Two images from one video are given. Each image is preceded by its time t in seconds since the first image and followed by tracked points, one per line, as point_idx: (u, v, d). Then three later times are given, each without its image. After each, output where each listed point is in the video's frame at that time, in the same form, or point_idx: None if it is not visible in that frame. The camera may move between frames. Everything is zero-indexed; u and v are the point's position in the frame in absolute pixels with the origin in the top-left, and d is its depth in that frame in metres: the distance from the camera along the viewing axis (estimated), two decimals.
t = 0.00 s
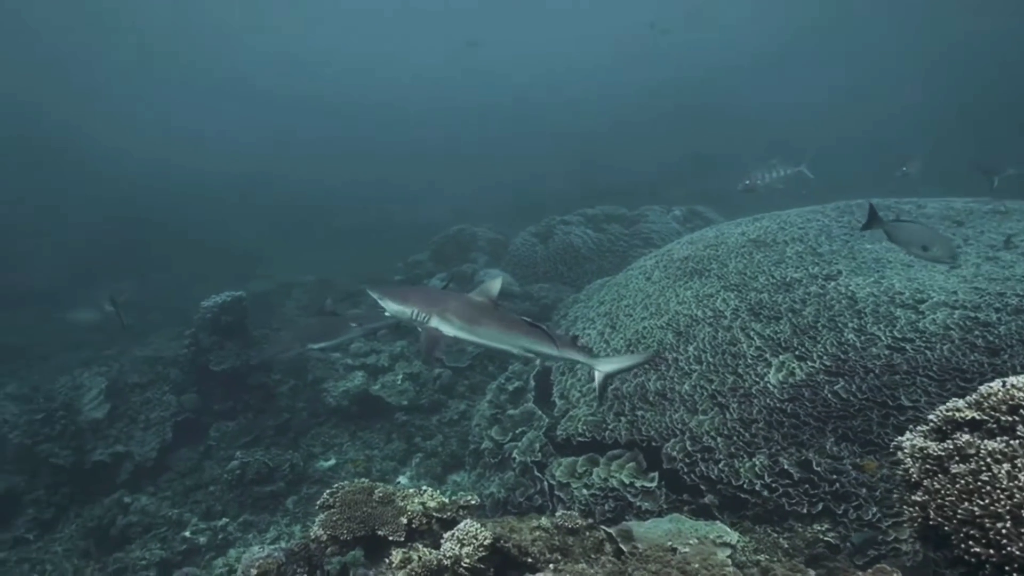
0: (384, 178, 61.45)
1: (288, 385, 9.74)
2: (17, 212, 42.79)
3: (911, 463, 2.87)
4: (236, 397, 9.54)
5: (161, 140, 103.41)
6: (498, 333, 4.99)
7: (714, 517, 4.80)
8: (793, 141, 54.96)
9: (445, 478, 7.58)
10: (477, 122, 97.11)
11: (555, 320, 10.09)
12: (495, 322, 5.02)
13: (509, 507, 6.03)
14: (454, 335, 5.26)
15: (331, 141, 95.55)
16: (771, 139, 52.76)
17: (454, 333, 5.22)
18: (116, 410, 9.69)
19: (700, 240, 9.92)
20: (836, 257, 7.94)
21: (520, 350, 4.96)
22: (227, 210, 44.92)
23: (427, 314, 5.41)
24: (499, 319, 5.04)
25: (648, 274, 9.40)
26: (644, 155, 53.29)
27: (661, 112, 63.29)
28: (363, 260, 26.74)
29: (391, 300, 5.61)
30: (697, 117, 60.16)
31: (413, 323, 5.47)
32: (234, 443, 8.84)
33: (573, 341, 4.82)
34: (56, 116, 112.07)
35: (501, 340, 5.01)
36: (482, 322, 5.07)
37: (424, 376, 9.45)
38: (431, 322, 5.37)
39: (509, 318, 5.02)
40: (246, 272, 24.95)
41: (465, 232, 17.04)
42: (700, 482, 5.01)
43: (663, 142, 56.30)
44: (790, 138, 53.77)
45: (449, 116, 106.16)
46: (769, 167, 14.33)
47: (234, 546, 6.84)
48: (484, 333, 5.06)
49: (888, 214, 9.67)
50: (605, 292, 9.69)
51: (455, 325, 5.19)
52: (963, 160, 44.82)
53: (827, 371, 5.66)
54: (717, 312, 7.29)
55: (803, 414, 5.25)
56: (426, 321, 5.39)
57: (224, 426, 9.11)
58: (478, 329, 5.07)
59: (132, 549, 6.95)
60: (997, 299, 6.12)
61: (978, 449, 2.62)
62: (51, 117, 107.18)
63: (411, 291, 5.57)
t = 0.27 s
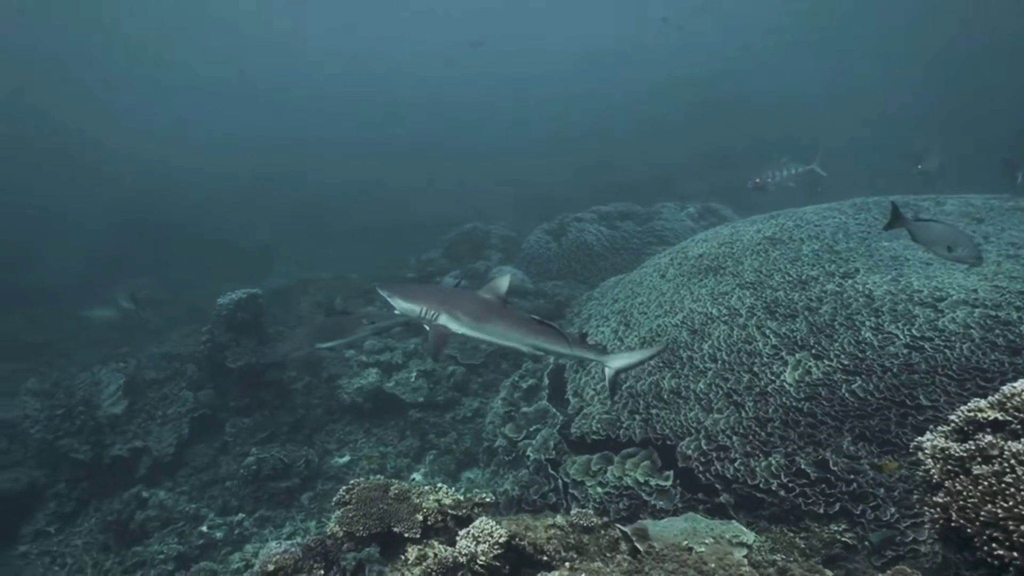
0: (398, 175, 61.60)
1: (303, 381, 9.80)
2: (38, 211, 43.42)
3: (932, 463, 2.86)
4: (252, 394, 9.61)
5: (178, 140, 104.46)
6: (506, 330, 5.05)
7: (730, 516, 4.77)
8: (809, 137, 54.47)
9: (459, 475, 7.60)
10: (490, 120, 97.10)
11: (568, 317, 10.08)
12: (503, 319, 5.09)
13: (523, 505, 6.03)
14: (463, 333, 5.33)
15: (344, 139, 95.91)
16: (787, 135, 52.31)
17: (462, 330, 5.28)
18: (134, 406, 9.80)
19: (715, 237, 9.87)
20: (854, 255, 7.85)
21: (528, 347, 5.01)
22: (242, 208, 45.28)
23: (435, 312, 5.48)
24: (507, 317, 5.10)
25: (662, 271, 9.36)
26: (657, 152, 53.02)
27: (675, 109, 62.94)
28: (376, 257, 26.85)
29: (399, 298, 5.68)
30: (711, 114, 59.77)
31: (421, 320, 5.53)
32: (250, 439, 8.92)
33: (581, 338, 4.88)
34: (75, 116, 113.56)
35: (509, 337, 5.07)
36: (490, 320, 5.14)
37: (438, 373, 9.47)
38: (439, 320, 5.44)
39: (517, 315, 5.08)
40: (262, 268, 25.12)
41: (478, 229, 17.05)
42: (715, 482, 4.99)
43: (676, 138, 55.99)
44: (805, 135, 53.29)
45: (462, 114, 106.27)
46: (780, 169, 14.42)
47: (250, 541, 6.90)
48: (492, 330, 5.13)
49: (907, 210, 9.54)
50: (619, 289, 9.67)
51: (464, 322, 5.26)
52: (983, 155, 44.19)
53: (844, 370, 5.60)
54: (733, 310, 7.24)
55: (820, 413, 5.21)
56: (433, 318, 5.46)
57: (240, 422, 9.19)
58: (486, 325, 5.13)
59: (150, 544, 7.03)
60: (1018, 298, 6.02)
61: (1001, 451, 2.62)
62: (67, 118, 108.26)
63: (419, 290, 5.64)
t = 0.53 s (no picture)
0: (413, 174, 61.73)
1: (319, 379, 9.83)
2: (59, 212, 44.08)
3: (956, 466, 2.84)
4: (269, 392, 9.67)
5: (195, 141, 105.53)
6: (516, 328, 5.09)
7: (747, 518, 4.74)
8: (826, 135, 53.96)
9: (474, 475, 7.62)
10: (505, 120, 97.17)
11: (583, 317, 10.08)
12: (512, 318, 5.13)
13: (538, 504, 6.03)
14: (473, 333, 5.40)
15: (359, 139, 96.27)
16: (804, 134, 51.85)
17: (473, 330, 5.35)
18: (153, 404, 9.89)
19: (732, 236, 9.81)
20: (872, 254, 7.76)
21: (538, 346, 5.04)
22: (259, 209, 45.63)
23: (445, 312, 5.55)
24: (517, 315, 5.14)
25: (679, 270, 9.32)
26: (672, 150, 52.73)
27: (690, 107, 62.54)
28: (391, 256, 26.93)
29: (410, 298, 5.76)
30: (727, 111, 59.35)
31: (432, 321, 5.60)
32: (267, 437, 9.00)
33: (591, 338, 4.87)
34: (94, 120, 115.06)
35: (518, 336, 5.10)
36: (501, 319, 5.20)
37: (453, 372, 9.50)
38: (450, 318, 5.51)
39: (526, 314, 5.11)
40: (278, 268, 25.30)
41: (493, 228, 17.05)
42: (733, 483, 4.95)
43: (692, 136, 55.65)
44: (822, 133, 52.82)
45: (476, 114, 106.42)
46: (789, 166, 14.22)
47: (267, 539, 6.96)
48: (503, 328, 5.17)
49: (927, 209, 9.41)
50: (634, 289, 9.63)
51: (475, 322, 5.33)
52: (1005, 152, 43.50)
53: (863, 371, 5.55)
54: (750, 310, 7.20)
55: (838, 414, 5.16)
56: (444, 318, 5.53)
57: (257, 420, 9.26)
58: (497, 325, 5.20)
59: (169, 541, 7.10)
60: None
61: None
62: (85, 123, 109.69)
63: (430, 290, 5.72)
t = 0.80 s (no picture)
0: (426, 172, 61.86)
1: (334, 377, 9.89)
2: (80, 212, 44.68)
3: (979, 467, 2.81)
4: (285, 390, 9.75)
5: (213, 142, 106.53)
6: (521, 326, 5.11)
7: (764, 519, 4.71)
8: (842, 132, 53.49)
9: (488, 473, 7.64)
10: (518, 118, 97.18)
11: (598, 316, 10.05)
12: (516, 316, 5.16)
13: (553, 504, 6.03)
14: (481, 332, 5.46)
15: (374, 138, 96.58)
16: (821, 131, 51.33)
17: (480, 329, 5.42)
18: (172, 402, 10.00)
19: (748, 235, 9.74)
20: (891, 253, 7.67)
21: (543, 345, 5.05)
22: (274, 208, 45.95)
23: (454, 312, 5.64)
24: (521, 314, 5.16)
25: (694, 269, 9.27)
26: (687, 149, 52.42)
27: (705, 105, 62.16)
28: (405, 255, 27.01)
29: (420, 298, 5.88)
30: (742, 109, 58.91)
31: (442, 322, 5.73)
32: (283, 434, 9.07)
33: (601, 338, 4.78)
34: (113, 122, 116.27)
35: (523, 334, 5.13)
36: (506, 317, 5.23)
37: (468, 371, 9.52)
38: (458, 319, 5.61)
39: (531, 313, 5.13)
40: (294, 266, 25.46)
41: (507, 227, 17.05)
42: (750, 483, 4.92)
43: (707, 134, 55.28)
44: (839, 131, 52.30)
45: (489, 112, 106.50)
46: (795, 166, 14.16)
47: (283, 536, 7.01)
48: (508, 327, 5.21)
49: (948, 206, 9.27)
50: (649, 288, 9.59)
51: (482, 321, 5.39)
52: None
53: (882, 371, 5.49)
54: (767, 310, 7.14)
55: (857, 415, 5.11)
56: (453, 318, 5.64)
57: (273, 417, 9.34)
58: (502, 324, 5.23)
59: (187, 537, 7.18)
60: None
61: None
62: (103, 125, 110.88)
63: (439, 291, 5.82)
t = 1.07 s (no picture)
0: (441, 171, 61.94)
1: (348, 377, 9.95)
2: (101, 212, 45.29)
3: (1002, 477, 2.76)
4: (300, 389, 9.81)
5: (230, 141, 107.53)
6: (527, 328, 5.14)
7: (779, 524, 4.67)
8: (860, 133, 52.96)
9: (501, 474, 7.64)
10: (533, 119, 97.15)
11: (611, 317, 10.02)
12: (523, 317, 5.19)
13: (566, 506, 6.02)
14: (488, 333, 5.50)
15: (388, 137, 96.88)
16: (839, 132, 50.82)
17: (488, 330, 5.46)
18: (188, 399, 10.10)
19: (765, 237, 9.67)
20: (910, 256, 7.58)
21: (549, 347, 5.06)
22: (291, 207, 46.29)
23: (462, 313, 5.70)
24: (529, 315, 5.19)
25: (710, 271, 9.22)
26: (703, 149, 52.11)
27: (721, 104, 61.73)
28: (420, 254, 27.10)
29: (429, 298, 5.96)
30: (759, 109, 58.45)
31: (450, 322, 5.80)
32: (297, 433, 9.13)
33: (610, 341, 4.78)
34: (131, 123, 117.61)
35: (530, 335, 5.15)
36: (512, 318, 5.26)
37: (481, 371, 9.54)
38: (466, 319, 5.67)
39: (538, 315, 5.15)
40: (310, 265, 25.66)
41: (521, 227, 17.05)
42: (765, 489, 4.88)
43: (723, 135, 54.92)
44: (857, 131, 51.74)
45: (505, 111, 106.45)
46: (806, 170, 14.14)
47: (297, 534, 7.06)
48: (515, 329, 5.23)
49: (969, 210, 9.14)
50: (663, 290, 9.56)
51: (489, 322, 5.43)
52: None
53: (900, 376, 5.42)
54: (783, 313, 7.08)
55: (875, 420, 5.06)
56: (461, 318, 5.71)
57: (288, 415, 9.41)
58: (509, 325, 5.27)
59: (202, 533, 7.24)
60: None
61: None
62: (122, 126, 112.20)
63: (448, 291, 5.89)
